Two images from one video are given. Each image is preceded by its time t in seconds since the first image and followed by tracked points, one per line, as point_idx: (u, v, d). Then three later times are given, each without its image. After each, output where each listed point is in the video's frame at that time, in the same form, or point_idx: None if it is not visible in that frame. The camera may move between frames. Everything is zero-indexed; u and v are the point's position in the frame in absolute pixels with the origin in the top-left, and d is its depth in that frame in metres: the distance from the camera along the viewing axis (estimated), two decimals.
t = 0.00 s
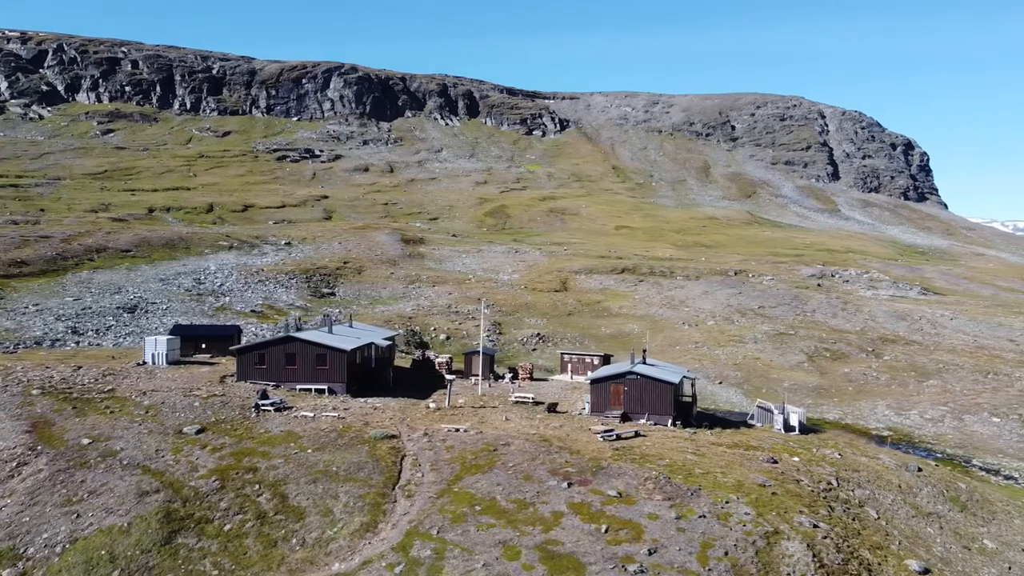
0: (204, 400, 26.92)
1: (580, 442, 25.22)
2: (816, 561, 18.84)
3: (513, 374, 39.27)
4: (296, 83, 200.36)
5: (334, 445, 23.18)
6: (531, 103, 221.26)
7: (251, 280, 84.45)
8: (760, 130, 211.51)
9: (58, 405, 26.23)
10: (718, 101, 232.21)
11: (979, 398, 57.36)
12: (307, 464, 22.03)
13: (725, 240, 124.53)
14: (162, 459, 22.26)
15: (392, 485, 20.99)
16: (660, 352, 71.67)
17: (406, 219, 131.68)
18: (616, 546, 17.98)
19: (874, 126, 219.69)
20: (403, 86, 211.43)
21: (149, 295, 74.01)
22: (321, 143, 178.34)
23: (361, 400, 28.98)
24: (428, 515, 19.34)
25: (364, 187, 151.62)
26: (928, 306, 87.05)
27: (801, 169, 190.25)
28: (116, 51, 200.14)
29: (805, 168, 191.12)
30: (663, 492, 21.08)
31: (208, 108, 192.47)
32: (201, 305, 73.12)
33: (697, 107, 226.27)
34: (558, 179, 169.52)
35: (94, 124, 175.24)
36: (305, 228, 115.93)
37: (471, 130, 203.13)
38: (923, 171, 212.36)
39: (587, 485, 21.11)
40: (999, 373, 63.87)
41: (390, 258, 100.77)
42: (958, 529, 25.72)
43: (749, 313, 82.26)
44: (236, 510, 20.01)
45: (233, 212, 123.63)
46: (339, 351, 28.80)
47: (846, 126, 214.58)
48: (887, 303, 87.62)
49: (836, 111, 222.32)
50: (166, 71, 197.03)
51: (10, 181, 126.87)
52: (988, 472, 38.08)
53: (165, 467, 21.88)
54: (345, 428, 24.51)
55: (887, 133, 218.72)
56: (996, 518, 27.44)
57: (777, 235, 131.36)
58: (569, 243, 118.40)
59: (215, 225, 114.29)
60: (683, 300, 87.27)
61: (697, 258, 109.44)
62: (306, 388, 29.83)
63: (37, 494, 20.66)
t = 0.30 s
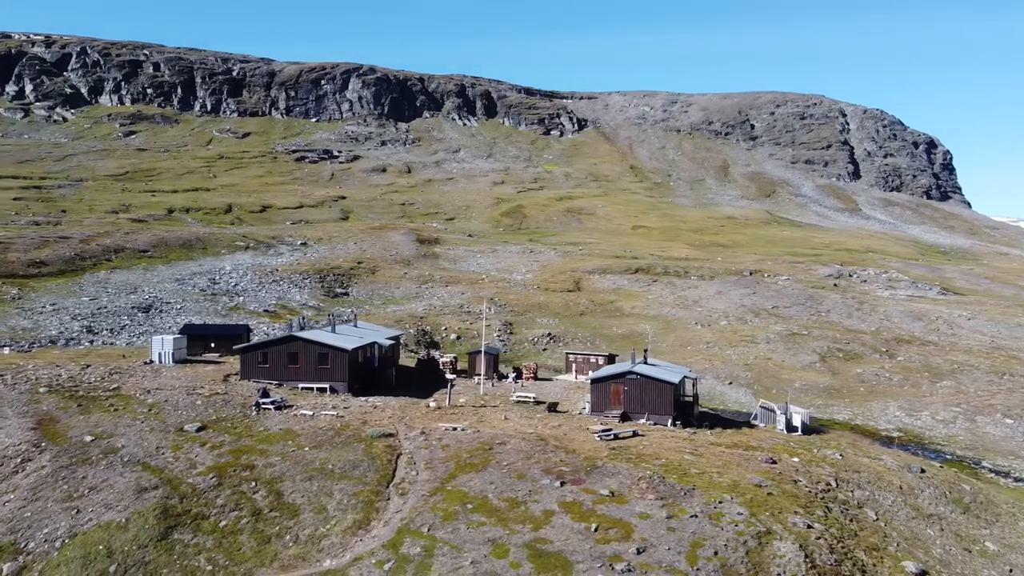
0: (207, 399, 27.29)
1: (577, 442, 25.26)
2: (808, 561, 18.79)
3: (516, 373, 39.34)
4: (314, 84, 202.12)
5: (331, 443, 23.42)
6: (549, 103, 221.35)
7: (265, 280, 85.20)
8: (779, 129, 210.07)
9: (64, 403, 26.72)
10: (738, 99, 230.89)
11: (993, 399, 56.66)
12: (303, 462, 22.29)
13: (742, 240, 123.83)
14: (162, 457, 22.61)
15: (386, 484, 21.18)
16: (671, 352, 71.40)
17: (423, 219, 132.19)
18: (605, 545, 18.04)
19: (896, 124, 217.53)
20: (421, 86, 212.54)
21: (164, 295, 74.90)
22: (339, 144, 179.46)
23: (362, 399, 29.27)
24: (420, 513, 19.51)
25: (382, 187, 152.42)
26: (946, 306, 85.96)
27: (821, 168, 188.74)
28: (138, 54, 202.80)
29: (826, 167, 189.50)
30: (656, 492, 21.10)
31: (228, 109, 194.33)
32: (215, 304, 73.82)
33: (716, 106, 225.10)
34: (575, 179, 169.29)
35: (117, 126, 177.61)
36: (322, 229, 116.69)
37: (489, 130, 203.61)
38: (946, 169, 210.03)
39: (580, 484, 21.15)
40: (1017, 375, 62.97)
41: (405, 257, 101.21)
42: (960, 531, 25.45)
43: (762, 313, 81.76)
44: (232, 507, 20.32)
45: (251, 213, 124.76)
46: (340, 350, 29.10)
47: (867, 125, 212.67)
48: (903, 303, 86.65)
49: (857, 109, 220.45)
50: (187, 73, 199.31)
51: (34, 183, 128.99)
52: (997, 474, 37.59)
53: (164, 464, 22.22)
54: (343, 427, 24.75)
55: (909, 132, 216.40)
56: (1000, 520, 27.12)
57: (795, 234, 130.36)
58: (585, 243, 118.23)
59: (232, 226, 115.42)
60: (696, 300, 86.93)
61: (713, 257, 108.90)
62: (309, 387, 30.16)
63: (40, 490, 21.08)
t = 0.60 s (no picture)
0: (209, 397, 27.64)
1: (573, 442, 25.35)
2: (799, 563, 18.69)
3: (521, 373, 39.45)
4: (333, 86, 203.69)
5: (328, 441, 23.69)
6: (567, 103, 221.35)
7: (279, 280, 85.95)
8: (799, 129, 208.54)
9: (69, 401, 27.18)
10: (757, 98, 229.57)
11: (1008, 402, 55.90)
12: (300, 460, 22.54)
13: (760, 240, 123.05)
14: (162, 454, 22.96)
15: (381, 482, 21.39)
16: (683, 352, 71.08)
17: (439, 220, 132.59)
18: (594, 544, 18.10)
19: (918, 123, 215.18)
20: (440, 87, 214.13)
21: (179, 295, 75.72)
22: (357, 144, 180.62)
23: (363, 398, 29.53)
24: (412, 511, 19.68)
25: (399, 188, 153.08)
26: (964, 306, 84.81)
27: (842, 167, 187.07)
28: (160, 56, 205.17)
29: (846, 166, 187.78)
30: (649, 492, 21.15)
31: (249, 111, 196.03)
32: (228, 304, 74.51)
33: (735, 105, 223.85)
34: (593, 179, 169.00)
35: (138, 128, 179.79)
36: (338, 230, 117.32)
37: (507, 130, 203.89)
38: (969, 168, 207.43)
39: (573, 484, 21.23)
40: None
41: (419, 258, 101.60)
42: (962, 533, 25.16)
43: (776, 313, 81.23)
44: (228, 503, 20.60)
45: (269, 213, 125.85)
46: (341, 350, 29.39)
47: (889, 123, 210.63)
48: (920, 303, 85.63)
49: (878, 108, 218.37)
50: (207, 75, 201.35)
51: (56, 184, 130.95)
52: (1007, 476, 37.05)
53: (164, 461, 22.56)
54: (341, 426, 24.99)
55: (931, 130, 214.09)
56: (1004, 522, 26.78)
57: (814, 234, 129.29)
58: (601, 243, 118.00)
59: (250, 226, 116.51)
60: (709, 300, 86.51)
61: (730, 257, 108.30)
62: (311, 386, 30.47)
63: (42, 486, 21.48)
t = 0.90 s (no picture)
0: (211, 396, 28.02)
1: (570, 441, 25.42)
2: (790, 564, 18.59)
3: (525, 373, 39.50)
4: (352, 87, 204.69)
5: (325, 440, 23.94)
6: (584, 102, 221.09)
7: (293, 280, 86.65)
8: (819, 127, 206.83)
9: (75, 399, 27.68)
10: (777, 97, 228.06)
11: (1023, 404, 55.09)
12: (297, 458, 22.81)
13: (778, 239, 122.21)
14: (162, 452, 23.33)
15: (375, 480, 21.59)
16: (694, 353, 70.73)
17: (455, 220, 132.96)
18: (582, 544, 18.15)
19: (941, 121, 212.68)
20: (458, 87, 214.43)
21: (193, 295, 76.53)
22: (375, 145, 181.69)
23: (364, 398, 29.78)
24: (404, 509, 19.85)
25: (416, 188, 153.68)
26: (983, 306, 83.64)
27: (863, 166, 185.20)
28: (181, 58, 207.37)
29: (867, 165, 185.91)
30: (641, 492, 21.18)
31: (268, 112, 197.78)
32: (242, 304, 75.19)
33: (755, 104, 222.50)
34: (610, 179, 168.62)
35: (160, 130, 182.01)
36: (354, 230, 117.97)
37: (525, 130, 204.01)
38: (993, 166, 204.62)
39: (565, 483, 21.32)
40: None
41: (433, 258, 101.98)
42: (963, 536, 24.82)
43: (789, 313, 80.68)
44: (224, 500, 20.89)
45: (287, 214, 126.84)
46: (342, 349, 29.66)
47: (911, 122, 208.43)
48: (936, 303, 84.63)
49: (900, 106, 216.11)
50: (227, 77, 202.89)
51: (78, 186, 132.81)
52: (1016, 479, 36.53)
53: (164, 459, 22.93)
54: (339, 425, 25.22)
55: (955, 128, 211.57)
56: (1008, 525, 26.42)
57: (833, 234, 128.15)
58: (617, 243, 117.69)
59: (268, 227, 117.49)
60: (723, 300, 86.05)
61: (746, 257, 107.64)
62: (313, 385, 30.79)
63: (44, 483, 21.89)
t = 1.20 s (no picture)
0: (214, 395, 28.38)
1: (566, 441, 25.51)
2: (781, 565, 18.50)
3: (529, 373, 39.60)
4: (370, 88, 205.87)
5: (323, 439, 24.21)
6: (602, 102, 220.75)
7: (307, 280, 87.34)
8: (840, 126, 205.09)
9: (81, 397, 28.16)
10: (797, 96, 226.49)
11: None
12: (293, 457, 23.08)
13: (796, 239, 121.34)
14: (163, 450, 23.68)
15: (370, 479, 21.80)
16: (706, 353, 70.42)
17: (472, 220, 133.27)
18: (571, 543, 18.21)
19: (965, 119, 210.26)
20: (476, 88, 215.17)
21: (208, 295, 77.39)
22: (393, 146, 182.75)
23: (365, 397, 30.03)
24: (397, 508, 20.01)
25: (434, 189, 154.21)
26: (1002, 307, 82.46)
27: (884, 164, 183.27)
28: (201, 61, 209.80)
29: (889, 163, 184.04)
30: (635, 492, 21.24)
31: (287, 113, 199.41)
32: (255, 304, 75.89)
33: (774, 103, 221.07)
34: (628, 179, 168.20)
35: (181, 132, 183.94)
36: (370, 231, 118.43)
37: (543, 130, 204.04)
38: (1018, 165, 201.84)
39: (558, 483, 21.41)
40: None
41: (448, 258, 102.36)
42: (963, 538, 24.57)
43: (804, 313, 80.11)
44: (221, 498, 21.18)
45: (304, 215, 127.80)
46: (344, 349, 29.96)
47: (933, 120, 206.30)
48: (954, 303, 83.61)
49: (923, 104, 213.93)
50: (247, 79, 205.57)
51: (100, 187, 134.58)
52: None
53: (164, 456, 23.30)
54: (337, 423, 25.48)
55: (978, 127, 209.00)
56: (1012, 527, 26.08)
57: (853, 233, 127.00)
58: (634, 243, 117.37)
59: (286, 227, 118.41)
60: (736, 301, 85.61)
61: (764, 257, 106.96)
62: (315, 384, 31.08)
63: (47, 480, 22.30)
